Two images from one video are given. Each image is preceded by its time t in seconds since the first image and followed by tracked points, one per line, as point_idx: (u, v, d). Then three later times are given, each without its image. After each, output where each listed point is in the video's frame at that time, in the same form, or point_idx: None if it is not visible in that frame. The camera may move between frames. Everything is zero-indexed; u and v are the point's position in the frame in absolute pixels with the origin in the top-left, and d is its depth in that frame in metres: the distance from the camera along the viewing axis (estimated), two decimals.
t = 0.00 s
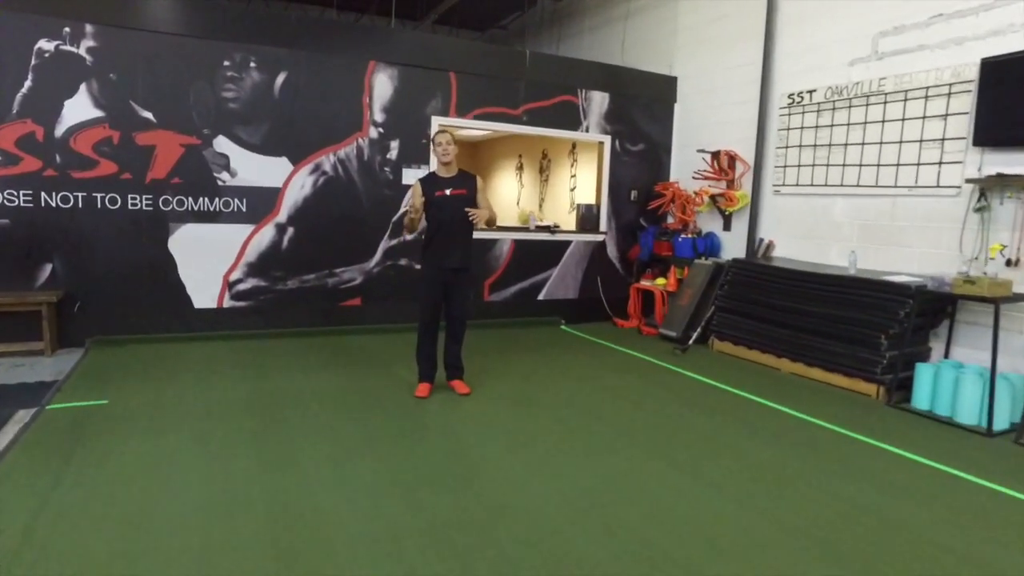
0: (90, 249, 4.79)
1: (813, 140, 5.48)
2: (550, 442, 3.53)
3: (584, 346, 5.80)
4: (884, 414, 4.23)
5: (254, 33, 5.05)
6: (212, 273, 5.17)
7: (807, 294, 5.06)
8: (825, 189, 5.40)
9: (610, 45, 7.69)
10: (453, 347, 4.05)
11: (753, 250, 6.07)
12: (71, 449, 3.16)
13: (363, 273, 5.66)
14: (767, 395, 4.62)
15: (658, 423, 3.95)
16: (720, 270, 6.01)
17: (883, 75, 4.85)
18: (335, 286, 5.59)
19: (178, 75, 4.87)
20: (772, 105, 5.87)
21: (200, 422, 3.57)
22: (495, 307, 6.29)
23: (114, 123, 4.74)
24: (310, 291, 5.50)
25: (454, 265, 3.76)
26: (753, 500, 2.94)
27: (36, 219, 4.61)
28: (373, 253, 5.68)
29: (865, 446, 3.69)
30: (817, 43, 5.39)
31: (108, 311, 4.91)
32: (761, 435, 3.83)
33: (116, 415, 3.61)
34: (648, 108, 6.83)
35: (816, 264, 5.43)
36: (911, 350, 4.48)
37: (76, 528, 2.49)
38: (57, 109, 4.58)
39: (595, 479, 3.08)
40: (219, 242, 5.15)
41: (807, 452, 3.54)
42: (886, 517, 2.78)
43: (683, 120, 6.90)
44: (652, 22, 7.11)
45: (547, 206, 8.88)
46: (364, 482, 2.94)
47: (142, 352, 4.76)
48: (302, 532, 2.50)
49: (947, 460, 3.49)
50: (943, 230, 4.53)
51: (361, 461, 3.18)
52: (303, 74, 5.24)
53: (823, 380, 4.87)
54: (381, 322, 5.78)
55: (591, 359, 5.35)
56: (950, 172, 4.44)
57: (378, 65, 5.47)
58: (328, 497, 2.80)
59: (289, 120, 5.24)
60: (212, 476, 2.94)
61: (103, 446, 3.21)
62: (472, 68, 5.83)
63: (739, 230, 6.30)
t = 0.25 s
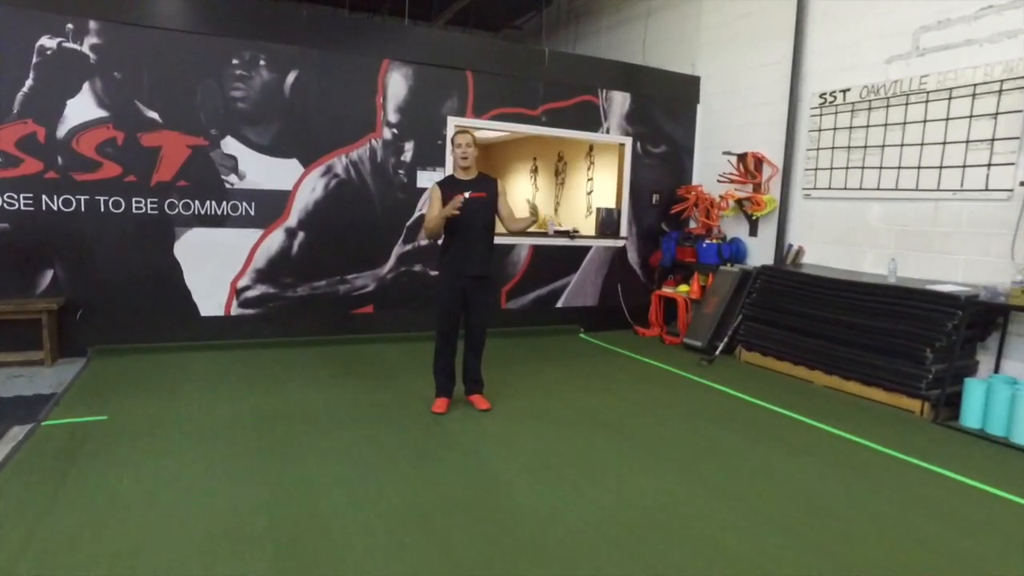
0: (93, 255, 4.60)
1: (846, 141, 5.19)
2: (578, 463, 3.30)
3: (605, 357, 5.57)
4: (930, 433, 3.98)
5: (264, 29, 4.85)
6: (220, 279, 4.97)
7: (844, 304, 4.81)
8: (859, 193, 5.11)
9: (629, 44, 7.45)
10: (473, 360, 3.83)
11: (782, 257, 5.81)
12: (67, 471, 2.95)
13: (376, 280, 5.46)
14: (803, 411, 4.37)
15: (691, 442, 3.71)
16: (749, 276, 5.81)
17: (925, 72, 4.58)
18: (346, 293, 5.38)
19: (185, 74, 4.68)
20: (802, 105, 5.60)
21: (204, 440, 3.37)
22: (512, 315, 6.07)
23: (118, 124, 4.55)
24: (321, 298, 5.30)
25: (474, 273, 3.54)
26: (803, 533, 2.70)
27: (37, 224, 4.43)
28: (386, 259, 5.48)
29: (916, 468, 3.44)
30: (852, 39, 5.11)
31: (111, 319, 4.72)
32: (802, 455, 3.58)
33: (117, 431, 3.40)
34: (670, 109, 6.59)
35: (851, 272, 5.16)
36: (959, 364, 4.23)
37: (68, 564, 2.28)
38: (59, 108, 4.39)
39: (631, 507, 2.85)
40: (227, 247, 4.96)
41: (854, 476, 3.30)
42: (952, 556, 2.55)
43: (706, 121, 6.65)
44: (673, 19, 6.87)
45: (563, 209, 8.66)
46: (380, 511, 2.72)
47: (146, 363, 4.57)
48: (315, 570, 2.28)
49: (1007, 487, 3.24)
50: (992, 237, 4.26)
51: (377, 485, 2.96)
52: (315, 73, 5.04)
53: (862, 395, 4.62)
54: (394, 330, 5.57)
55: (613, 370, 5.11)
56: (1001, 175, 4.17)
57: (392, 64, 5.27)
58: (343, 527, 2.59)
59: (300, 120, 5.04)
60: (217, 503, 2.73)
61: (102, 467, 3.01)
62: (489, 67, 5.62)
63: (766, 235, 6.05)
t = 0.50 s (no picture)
0: (92, 263, 4.37)
1: (882, 145, 4.90)
2: (610, 492, 3.04)
3: (628, 371, 5.30)
4: (985, 456, 3.70)
5: (271, 27, 4.62)
6: (224, 289, 4.74)
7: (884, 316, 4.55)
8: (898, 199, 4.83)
9: (648, 45, 7.22)
10: (494, 377, 3.57)
11: (812, 266, 5.53)
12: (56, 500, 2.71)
13: (387, 290, 5.22)
14: (844, 431, 4.10)
15: (729, 467, 3.45)
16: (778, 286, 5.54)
17: (973, 70, 4.30)
18: (357, 303, 5.14)
19: (189, 73, 4.45)
20: (834, 107, 5.32)
21: (206, 464, 3.12)
22: (529, 326, 5.82)
23: (119, 126, 4.33)
24: (331, 308, 5.06)
25: (497, 285, 3.29)
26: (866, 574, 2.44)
27: (33, 231, 4.20)
28: (399, 268, 5.24)
29: (983, 502, 3.15)
30: (890, 37, 4.84)
31: (110, 331, 4.48)
32: (850, 483, 3.32)
33: (112, 454, 3.15)
34: (693, 111, 6.33)
35: (889, 282, 4.87)
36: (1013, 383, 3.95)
37: None
38: (56, 109, 4.17)
39: (674, 546, 2.58)
40: (232, 255, 4.72)
41: (911, 507, 3.03)
42: None
43: (729, 124, 6.40)
44: (695, 19, 6.62)
45: (577, 216, 8.40)
46: (399, 547, 2.47)
47: (146, 377, 4.33)
48: None
49: None
50: None
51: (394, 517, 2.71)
52: (324, 73, 4.81)
53: (905, 415, 4.35)
54: (407, 342, 5.33)
55: (638, 385, 4.85)
56: None
57: (405, 64, 5.05)
58: (358, 566, 2.33)
59: (309, 123, 4.82)
60: (219, 538, 2.48)
61: (94, 496, 2.76)
62: (506, 67, 5.39)
63: (795, 243, 5.77)
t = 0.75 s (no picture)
0: (81, 272, 4.16)
1: (908, 148, 4.70)
2: (634, 518, 2.84)
3: (642, 383, 5.10)
4: None
5: (271, 25, 4.43)
6: (221, 299, 4.53)
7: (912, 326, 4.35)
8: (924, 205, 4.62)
9: (658, 46, 7.03)
10: (506, 394, 3.36)
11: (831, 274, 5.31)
12: (36, 531, 2.50)
13: (391, 299, 5.01)
14: (873, 448, 3.89)
15: (756, 489, 3.25)
16: (796, 295, 5.33)
17: (1007, 69, 4.10)
18: (359, 313, 4.94)
19: (185, 73, 4.26)
20: (855, 109, 5.11)
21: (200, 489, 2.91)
22: (537, 336, 5.61)
23: (111, 128, 4.12)
24: (332, 319, 4.86)
25: (512, 297, 3.12)
26: None
27: (19, 238, 4.00)
28: (403, 276, 5.03)
29: None
30: (916, 35, 4.64)
31: (100, 343, 4.27)
32: (887, 507, 3.12)
33: (100, 479, 2.94)
34: (706, 114, 6.14)
35: (915, 291, 4.66)
36: None
37: None
38: (44, 111, 3.97)
39: None
40: (229, 263, 4.52)
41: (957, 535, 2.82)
42: None
43: (743, 127, 6.21)
44: (707, 19, 6.44)
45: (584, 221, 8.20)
46: None
47: (138, 392, 4.12)
48: None
49: None
50: None
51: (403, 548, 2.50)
52: (326, 73, 4.62)
53: (936, 432, 4.12)
54: (412, 353, 5.12)
55: (653, 399, 4.64)
56: None
57: (410, 64, 4.86)
58: None
59: (310, 125, 4.62)
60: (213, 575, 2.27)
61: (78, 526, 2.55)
62: (514, 68, 5.20)
63: (813, 250, 5.56)
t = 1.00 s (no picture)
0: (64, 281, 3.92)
1: (935, 149, 4.47)
2: (660, 551, 2.60)
3: (656, 396, 4.86)
4: None
5: (267, 20, 4.20)
6: (213, 309, 4.29)
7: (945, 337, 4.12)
8: (953, 209, 4.40)
9: (667, 46, 6.82)
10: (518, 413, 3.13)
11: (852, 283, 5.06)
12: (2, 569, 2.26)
13: (393, 309, 4.78)
14: (906, 468, 3.66)
15: (788, 516, 3.01)
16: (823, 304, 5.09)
17: None
18: (359, 323, 4.70)
19: (175, 71, 4.02)
20: (877, 110, 4.89)
21: (186, 519, 2.67)
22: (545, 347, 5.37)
23: (96, 128, 3.89)
24: (331, 329, 4.62)
25: (526, 310, 2.91)
26: None
27: None
28: (405, 285, 4.80)
29: None
30: (944, 32, 4.42)
31: (84, 356, 4.03)
32: (930, 536, 2.89)
33: (77, 509, 2.70)
34: (719, 115, 5.92)
35: (943, 300, 4.43)
36: None
37: None
38: (24, 109, 3.73)
39: None
40: (222, 272, 4.28)
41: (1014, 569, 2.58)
42: None
43: (757, 129, 5.99)
44: (718, 18, 6.23)
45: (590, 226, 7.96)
46: None
47: (124, 408, 3.88)
48: None
49: None
50: None
51: None
52: (325, 72, 4.40)
53: (973, 450, 3.88)
54: (414, 366, 4.88)
55: (669, 414, 4.41)
56: None
57: (413, 62, 4.64)
58: None
59: (308, 126, 4.39)
60: None
61: (49, 564, 2.31)
62: (521, 66, 4.98)
63: (833, 256, 5.33)
